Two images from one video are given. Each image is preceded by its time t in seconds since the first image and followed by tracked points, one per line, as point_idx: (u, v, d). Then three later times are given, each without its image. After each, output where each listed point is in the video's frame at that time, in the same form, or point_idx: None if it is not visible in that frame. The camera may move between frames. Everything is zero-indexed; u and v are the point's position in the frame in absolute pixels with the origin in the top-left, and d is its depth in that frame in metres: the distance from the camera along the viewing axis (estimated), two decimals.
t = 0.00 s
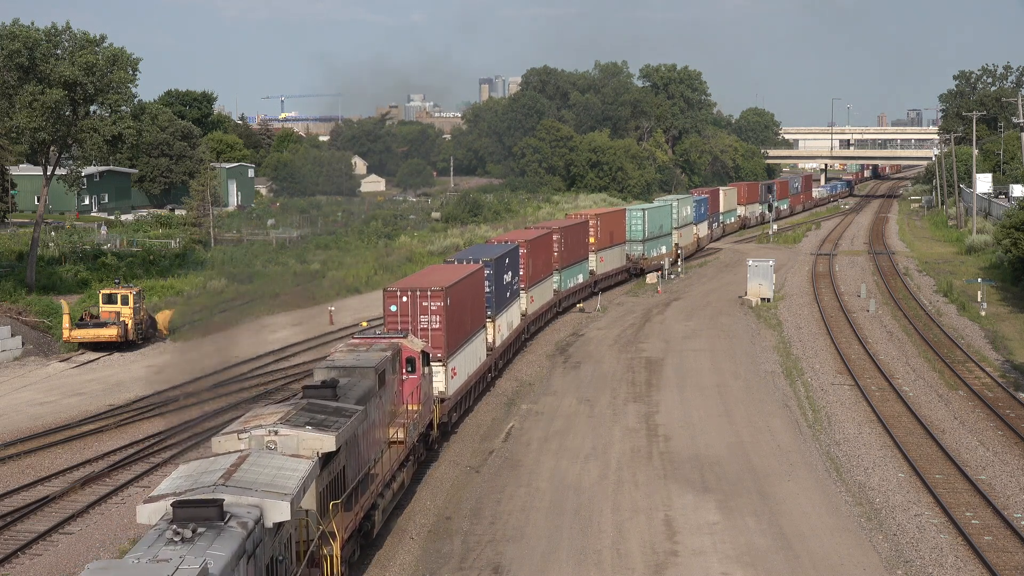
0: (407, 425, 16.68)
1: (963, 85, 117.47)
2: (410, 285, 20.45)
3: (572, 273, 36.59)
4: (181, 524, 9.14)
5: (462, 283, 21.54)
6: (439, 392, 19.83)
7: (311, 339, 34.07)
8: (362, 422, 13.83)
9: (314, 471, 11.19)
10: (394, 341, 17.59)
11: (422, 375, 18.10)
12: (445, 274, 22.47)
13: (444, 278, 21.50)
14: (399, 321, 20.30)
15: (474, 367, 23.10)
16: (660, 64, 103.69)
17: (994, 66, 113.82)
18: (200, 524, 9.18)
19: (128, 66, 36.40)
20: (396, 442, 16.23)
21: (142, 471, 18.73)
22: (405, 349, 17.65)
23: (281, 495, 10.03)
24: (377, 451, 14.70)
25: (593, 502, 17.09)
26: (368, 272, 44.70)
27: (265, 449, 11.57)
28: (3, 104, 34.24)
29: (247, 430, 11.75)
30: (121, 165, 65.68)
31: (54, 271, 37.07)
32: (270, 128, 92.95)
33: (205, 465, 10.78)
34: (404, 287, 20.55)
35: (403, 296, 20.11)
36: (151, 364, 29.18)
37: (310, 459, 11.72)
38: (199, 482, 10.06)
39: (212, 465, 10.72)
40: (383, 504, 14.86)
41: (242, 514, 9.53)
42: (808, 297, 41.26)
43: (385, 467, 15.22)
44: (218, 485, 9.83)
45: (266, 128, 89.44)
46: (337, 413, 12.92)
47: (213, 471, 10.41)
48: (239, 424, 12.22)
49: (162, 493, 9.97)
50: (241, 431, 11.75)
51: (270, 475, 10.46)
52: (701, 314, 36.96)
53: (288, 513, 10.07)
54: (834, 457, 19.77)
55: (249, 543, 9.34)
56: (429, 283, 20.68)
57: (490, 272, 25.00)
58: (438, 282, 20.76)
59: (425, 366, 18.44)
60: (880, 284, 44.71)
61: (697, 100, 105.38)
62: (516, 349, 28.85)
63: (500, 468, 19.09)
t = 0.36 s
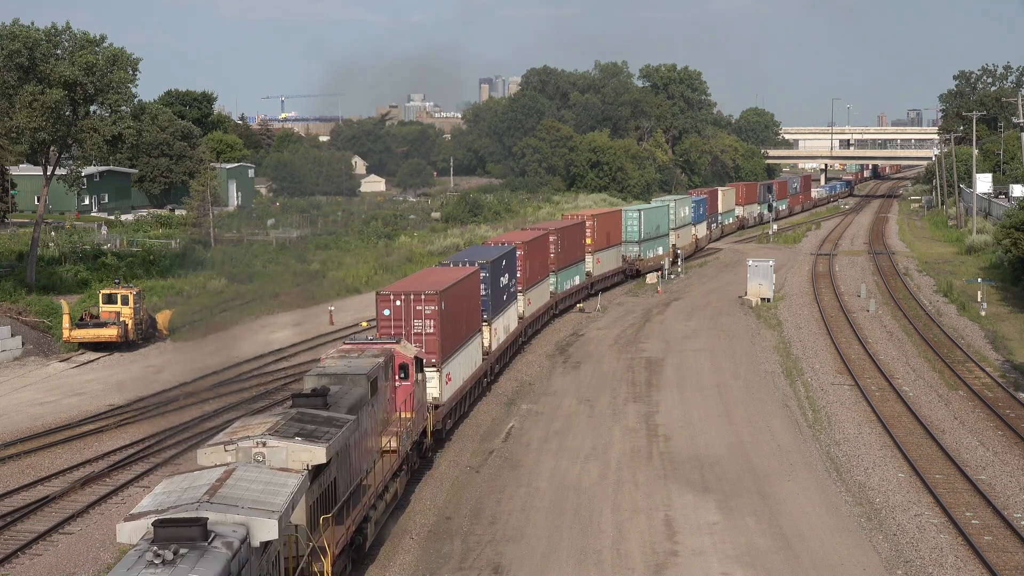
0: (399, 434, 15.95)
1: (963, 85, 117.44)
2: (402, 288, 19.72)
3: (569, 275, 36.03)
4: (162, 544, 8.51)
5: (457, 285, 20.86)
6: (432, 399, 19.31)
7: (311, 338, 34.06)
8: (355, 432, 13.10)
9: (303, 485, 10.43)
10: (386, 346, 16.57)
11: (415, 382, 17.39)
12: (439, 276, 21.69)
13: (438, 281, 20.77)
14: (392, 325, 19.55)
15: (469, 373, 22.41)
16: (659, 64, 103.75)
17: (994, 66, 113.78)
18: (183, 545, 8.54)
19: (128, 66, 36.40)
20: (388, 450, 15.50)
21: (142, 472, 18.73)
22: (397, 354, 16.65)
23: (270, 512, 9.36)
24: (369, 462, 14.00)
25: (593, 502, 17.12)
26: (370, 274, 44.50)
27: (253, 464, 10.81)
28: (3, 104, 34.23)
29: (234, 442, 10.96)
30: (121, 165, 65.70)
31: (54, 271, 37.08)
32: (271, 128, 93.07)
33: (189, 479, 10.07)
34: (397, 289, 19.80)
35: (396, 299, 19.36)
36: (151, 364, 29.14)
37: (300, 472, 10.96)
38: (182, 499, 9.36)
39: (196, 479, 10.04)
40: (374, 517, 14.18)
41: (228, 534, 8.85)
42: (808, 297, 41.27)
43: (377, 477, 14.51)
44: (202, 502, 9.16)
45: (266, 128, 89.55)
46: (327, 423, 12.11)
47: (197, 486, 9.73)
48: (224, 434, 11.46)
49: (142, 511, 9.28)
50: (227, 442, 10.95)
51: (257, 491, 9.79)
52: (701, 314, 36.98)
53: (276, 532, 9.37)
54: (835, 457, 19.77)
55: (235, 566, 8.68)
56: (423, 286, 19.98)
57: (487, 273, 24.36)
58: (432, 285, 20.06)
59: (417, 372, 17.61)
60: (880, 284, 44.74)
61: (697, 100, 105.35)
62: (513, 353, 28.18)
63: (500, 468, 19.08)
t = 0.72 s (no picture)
0: (392, 443, 15.50)
1: (963, 85, 117.38)
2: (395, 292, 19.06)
3: (565, 277, 35.38)
4: (142, 568, 8.08)
5: (452, 290, 20.21)
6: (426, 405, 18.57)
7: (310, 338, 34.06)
8: (346, 443, 12.66)
9: (292, 501, 10.13)
10: (379, 352, 16.49)
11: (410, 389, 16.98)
12: (434, 280, 21.13)
13: (433, 284, 20.11)
14: (385, 330, 18.86)
15: (466, 377, 21.89)
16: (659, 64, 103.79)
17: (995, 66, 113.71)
18: (164, 568, 8.10)
19: (128, 66, 36.40)
20: (382, 460, 15.05)
21: (142, 472, 18.74)
22: (390, 360, 16.61)
23: (256, 531, 8.92)
24: (361, 473, 13.56)
25: (593, 502, 17.12)
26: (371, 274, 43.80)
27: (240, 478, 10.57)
28: (3, 104, 34.23)
29: (220, 455, 10.68)
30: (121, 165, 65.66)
31: (54, 271, 37.07)
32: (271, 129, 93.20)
33: (172, 496, 9.63)
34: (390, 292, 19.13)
35: (389, 302, 18.69)
36: (151, 364, 29.13)
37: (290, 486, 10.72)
38: (164, 518, 8.94)
39: (180, 495, 9.64)
40: (368, 530, 13.72)
41: (211, 555, 8.42)
42: (808, 297, 41.26)
43: (370, 489, 14.05)
44: (185, 522, 8.74)
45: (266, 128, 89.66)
46: (316, 434, 11.80)
47: (180, 504, 9.31)
48: (211, 445, 11.18)
49: (123, 531, 8.86)
50: (212, 455, 10.69)
51: (244, 508, 9.34)
52: (701, 314, 36.99)
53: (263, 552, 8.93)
54: (835, 457, 19.77)
55: None
56: (417, 290, 19.31)
57: (483, 276, 23.88)
58: (426, 289, 19.40)
59: (411, 379, 17.18)
60: (880, 284, 44.73)
61: (697, 100, 105.31)
62: (510, 358, 27.55)
63: (500, 468, 19.10)
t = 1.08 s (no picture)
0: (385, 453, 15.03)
1: (963, 85, 117.36)
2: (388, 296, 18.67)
3: (561, 279, 34.84)
4: None
5: (446, 294, 19.82)
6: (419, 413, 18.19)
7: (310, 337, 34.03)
8: (336, 454, 12.24)
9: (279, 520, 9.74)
10: (372, 359, 15.89)
11: (402, 397, 16.27)
12: (427, 283, 20.72)
13: (426, 288, 19.73)
14: (377, 335, 18.48)
15: (460, 383, 21.39)
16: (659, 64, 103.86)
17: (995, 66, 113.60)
18: None
19: (129, 66, 36.39)
20: (374, 471, 14.58)
21: (142, 472, 18.73)
22: (383, 366, 15.87)
23: (241, 553, 8.66)
24: (352, 485, 13.10)
25: (593, 502, 17.12)
26: (371, 274, 43.75)
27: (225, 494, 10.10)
28: (3, 104, 34.22)
29: (205, 469, 10.22)
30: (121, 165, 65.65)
31: (54, 271, 37.07)
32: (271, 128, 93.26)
33: (153, 515, 9.28)
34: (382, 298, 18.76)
35: (381, 307, 18.32)
36: (151, 364, 29.11)
37: (278, 501, 10.28)
38: (144, 540, 8.64)
39: (162, 514, 9.31)
40: (360, 545, 13.26)
41: None
42: (808, 297, 41.26)
43: (361, 502, 13.59)
44: (167, 542, 8.47)
45: (265, 127, 89.70)
46: (307, 446, 11.34)
47: (161, 523, 9.01)
48: (195, 459, 10.72)
49: (100, 552, 8.56)
50: (197, 468, 10.20)
51: (228, 528, 9.08)
52: (701, 314, 36.99)
53: None
54: (835, 457, 19.76)
55: None
56: (410, 294, 18.94)
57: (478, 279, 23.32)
58: (420, 293, 19.03)
59: (405, 387, 16.65)
60: (880, 284, 44.71)
61: (697, 100, 105.31)
62: (506, 362, 26.98)
63: (499, 468, 19.09)
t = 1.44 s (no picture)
0: (378, 464, 14.33)
1: (963, 85, 117.37)
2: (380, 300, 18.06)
3: (557, 281, 34.45)
4: None
5: (439, 298, 19.23)
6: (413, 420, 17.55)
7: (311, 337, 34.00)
8: (327, 466, 11.54)
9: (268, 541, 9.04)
10: (364, 366, 15.30)
11: (395, 404, 15.72)
12: (421, 287, 20.15)
13: (419, 292, 19.16)
14: (368, 341, 17.86)
15: (455, 388, 20.77)
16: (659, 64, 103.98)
17: (995, 66, 113.60)
18: None
19: (129, 66, 36.39)
20: (366, 482, 13.87)
21: (142, 472, 18.73)
22: (376, 375, 15.33)
23: None
24: (343, 498, 12.42)
25: (593, 502, 17.12)
26: (371, 274, 43.73)
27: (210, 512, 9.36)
28: (3, 104, 34.20)
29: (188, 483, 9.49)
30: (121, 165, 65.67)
31: (54, 271, 37.06)
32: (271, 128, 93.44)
33: (134, 534, 8.63)
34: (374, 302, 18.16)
35: (373, 312, 17.73)
36: (151, 364, 29.09)
37: (266, 518, 9.53)
38: (122, 563, 8.00)
39: (142, 533, 8.64)
40: (351, 561, 12.59)
41: None
42: (808, 297, 41.27)
43: (352, 515, 12.90)
44: (147, 568, 7.82)
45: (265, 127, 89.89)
46: (296, 459, 10.57)
47: (141, 544, 8.36)
48: (177, 472, 9.99)
49: None
50: (181, 483, 9.47)
51: (213, 550, 8.42)
52: (702, 314, 37.01)
53: None
54: (835, 457, 19.75)
55: None
56: (402, 298, 18.35)
57: (473, 282, 22.92)
58: (413, 297, 18.42)
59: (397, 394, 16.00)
60: (880, 284, 44.73)
61: (697, 99, 105.35)
62: (502, 366, 26.48)
63: (499, 468, 19.09)
